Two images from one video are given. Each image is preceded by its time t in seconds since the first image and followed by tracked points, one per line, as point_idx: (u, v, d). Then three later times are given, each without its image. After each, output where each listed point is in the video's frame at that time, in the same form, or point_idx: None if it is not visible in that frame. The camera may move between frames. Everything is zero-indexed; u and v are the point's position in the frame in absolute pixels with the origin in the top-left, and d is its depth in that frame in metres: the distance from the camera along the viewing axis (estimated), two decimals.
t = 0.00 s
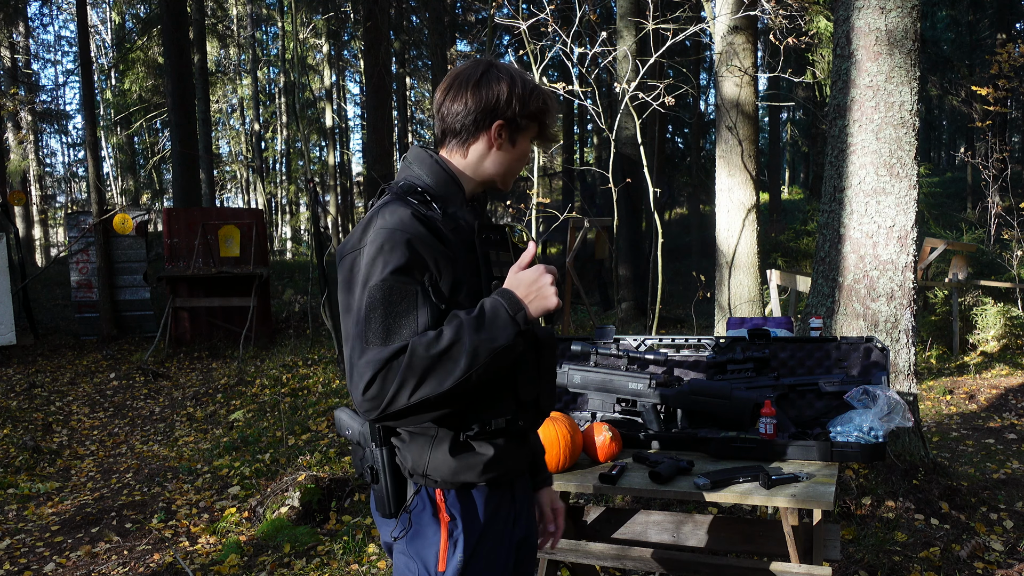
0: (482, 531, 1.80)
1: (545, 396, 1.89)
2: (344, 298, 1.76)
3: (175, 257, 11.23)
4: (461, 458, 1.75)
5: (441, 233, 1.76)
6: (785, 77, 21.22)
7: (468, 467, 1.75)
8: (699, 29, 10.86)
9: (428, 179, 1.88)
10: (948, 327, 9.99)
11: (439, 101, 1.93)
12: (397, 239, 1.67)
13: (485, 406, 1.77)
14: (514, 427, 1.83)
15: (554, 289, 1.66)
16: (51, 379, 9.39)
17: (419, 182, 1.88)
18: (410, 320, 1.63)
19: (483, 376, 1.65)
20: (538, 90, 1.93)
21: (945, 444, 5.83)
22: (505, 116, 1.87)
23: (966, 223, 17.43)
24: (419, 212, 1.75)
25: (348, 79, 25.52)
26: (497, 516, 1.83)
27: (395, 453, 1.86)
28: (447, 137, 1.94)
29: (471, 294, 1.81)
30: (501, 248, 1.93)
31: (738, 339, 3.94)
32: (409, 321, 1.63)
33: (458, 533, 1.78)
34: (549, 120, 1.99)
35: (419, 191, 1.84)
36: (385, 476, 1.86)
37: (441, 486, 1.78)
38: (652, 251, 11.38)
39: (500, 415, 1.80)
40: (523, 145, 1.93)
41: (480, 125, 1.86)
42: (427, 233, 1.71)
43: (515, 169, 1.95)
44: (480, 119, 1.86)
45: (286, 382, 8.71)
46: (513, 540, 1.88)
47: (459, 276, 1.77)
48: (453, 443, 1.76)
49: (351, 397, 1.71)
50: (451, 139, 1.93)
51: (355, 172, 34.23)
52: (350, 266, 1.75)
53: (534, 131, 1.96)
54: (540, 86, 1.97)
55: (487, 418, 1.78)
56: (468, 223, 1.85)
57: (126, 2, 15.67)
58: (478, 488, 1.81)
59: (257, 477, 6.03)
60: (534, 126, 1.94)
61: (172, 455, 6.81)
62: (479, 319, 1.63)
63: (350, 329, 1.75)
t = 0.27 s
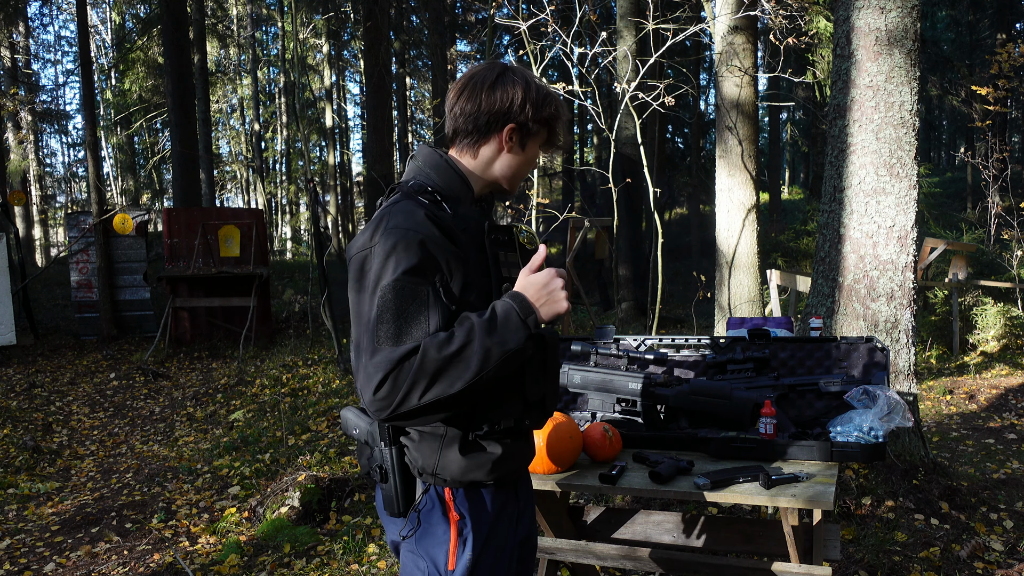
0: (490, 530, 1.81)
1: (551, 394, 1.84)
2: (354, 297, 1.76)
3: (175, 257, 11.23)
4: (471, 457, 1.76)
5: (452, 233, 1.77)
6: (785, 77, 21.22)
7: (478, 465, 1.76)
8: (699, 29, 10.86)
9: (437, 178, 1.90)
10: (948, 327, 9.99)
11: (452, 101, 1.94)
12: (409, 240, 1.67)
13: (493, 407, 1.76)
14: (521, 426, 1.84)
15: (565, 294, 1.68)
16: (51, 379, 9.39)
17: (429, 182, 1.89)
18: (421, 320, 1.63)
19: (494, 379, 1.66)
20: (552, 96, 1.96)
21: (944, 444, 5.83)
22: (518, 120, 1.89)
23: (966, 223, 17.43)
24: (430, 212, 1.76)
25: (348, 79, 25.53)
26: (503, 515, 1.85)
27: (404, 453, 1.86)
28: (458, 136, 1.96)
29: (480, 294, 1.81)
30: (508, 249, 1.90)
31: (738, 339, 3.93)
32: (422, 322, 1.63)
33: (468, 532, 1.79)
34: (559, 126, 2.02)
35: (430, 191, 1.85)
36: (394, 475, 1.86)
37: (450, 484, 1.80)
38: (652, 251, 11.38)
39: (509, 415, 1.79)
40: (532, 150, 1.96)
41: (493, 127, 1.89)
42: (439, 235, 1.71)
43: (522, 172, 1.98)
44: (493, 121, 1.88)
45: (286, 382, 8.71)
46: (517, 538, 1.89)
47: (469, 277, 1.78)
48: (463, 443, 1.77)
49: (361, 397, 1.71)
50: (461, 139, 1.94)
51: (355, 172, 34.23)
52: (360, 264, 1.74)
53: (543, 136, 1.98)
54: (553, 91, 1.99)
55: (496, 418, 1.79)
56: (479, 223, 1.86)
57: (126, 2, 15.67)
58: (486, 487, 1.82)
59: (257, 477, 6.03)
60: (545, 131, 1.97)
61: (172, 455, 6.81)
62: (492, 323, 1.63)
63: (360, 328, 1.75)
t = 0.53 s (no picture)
0: (494, 529, 1.81)
1: (555, 394, 1.86)
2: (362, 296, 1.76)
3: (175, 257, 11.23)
4: (476, 457, 1.75)
5: (460, 233, 1.77)
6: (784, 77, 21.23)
7: (483, 464, 1.76)
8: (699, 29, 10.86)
9: (445, 177, 1.89)
10: (947, 327, 10.00)
11: (460, 101, 1.94)
12: (419, 238, 1.67)
13: (499, 404, 1.77)
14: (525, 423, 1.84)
15: (574, 296, 1.71)
16: (51, 378, 9.39)
17: (437, 181, 1.89)
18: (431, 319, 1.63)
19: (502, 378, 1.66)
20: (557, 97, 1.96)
21: (944, 444, 5.83)
22: (526, 120, 1.89)
23: (966, 223, 17.43)
24: (440, 212, 1.77)
25: (348, 79, 25.53)
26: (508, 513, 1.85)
27: (409, 452, 1.86)
28: (465, 136, 1.96)
29: (488, 294, 1.81)
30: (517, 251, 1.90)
31: (738, 339, 3.93)
32: (433, 322, 1.63)
33: (474, 531, 1.78)
34: (565, 128, 2.03)
35: (438, 190, 1.85)
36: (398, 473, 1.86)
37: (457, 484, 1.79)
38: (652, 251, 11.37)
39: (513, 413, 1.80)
40: (539, 150, 1.96)
41: (501, 127, 1.88)
42: (449, 234, 1.72)
43: (528, 173, 1.98)
44: (500, 121, 1.88)
45: (286, 382, 8.72)
46: (520, 534, 1.89)
47: (478, 277, 1.78)
48: (468, 442, 1.76)
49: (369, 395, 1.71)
50: (468, 140, 1.94)
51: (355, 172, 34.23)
52: (369, 264, 1.74)
53: (549, 138, 1.99)
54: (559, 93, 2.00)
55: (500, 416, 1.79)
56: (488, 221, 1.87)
57: (126, 2, 15.67)
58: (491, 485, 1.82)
59: (257, 477, 6.04)
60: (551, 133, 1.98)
61: (172, 455, 6.81)
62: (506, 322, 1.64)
63: (368, 327, 1.74)
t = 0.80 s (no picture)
0: (492, 529, 1.80)
1: (556, 396, 1.88)
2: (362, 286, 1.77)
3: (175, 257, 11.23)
4: (474, 455, 1.75)
5: (464, 234, 1.76)
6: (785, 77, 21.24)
7: (481, 463, 1.75)
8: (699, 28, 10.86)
9: (452, 177, 1.89)
10: (947, 327, 10.00)
11: (472, 102, 1.95)
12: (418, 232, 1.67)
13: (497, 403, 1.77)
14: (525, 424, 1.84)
15: (572, 308, 1.68)
16: (51, 379, 9.39)
17: (444, 180, 1.89)
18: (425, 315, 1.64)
19: (493, 381, 1.65)
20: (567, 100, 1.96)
21: (944, 444, 5.83)
22: (534, 121, 1.89)
23: (966, 223, 17.43)
24: (446, 211, 1.76)
25: (348, 79, 25.54)
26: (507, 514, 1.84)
27: (408, 450, 1.87)
28: (475, 136, 1.96)
29: (489, 295, 1.78)
30: (522, 251, 1.90)
31: (738, 339, 3.92)
32: (428, 319, 1.64)
33: (471, 530, 1.77)
34: (575, 132, 2.01)
35: (443, 188, 1.85)
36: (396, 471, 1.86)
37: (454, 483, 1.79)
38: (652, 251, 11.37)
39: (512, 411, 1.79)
40: (547, 153, 1.95)
41: (508, 127, 1.88)
42: (451, 233, 1.71)
43: (537, 176, 1.96)
44: (507, 120, 1.88)
45: (286, 382, 8.72)
46: (521, 537, 1.88)
47: (478, 279, 1.75)
48: (466, 440, 1.76)
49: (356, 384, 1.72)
50: (478, 140, 1.94)
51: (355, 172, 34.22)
52: (372, 254, 1.75)
53: (559, 140, 1.98)
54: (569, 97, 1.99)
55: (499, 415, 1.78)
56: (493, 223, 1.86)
57: (126, 2, 15.66)
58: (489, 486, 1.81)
59: (257, 477, 6.04)
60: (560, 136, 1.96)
61: (173, 455, 6.81)
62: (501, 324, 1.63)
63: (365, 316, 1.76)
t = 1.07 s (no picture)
0: (488, 530, 1.78)
1: (556, 397, 1.90)
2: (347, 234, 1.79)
3: (175, 257, 11.21)
4: (468, 454, 1.74)
5: (456, 236, 1.73)
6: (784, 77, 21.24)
7: (475, 463, 1.74)
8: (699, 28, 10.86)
9: (470, 176, 1.90)
10: (947, 327, 9.99)
11: (490, 101, 1.95)
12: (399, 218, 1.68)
13: (491, 402, 1.74)
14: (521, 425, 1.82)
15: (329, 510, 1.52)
16: (51, 379, 9.38)
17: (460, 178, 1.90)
18: (353, 292, 1.61)
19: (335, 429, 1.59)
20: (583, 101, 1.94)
21: (944, 444, 5.83)
22: (548, 120, 1.88)
23: (966, 223, 17.43)
24: (455, 206, 1.76)
25: (348, 79, 25.54)
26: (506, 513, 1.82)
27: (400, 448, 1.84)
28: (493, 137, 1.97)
29: (473, 301, 1.73)
30: (535, 251, 1.87)
31: (737, 339, 3.94)
32: (350, 294, 1.61)
33: (465, 531, 1.76)
34: (593, 132, 1.99)
35: (456, 182, 1.85)
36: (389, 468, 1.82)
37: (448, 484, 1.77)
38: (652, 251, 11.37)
39: (507, 410, 1.76)
40: (565, 152, 1.93)
41: (523, 126, 1.88)
42: (443, 233, 1.70)
43: (554, 178, 1.95)
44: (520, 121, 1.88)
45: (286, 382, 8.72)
46: (520, 538, 1.87)
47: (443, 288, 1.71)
48: (460, 439, 1.74)
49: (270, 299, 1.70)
50: (495, 140, 1.95)
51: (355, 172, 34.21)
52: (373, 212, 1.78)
53: (576, 140, 1.96)
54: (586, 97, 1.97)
55: (492, 415, 1.74)
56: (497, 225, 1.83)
57: (126, 2, 15.66)
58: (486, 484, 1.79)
59: (257, 477, 6.04)
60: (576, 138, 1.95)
61: (172, 455, 6.81)
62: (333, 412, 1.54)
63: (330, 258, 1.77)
